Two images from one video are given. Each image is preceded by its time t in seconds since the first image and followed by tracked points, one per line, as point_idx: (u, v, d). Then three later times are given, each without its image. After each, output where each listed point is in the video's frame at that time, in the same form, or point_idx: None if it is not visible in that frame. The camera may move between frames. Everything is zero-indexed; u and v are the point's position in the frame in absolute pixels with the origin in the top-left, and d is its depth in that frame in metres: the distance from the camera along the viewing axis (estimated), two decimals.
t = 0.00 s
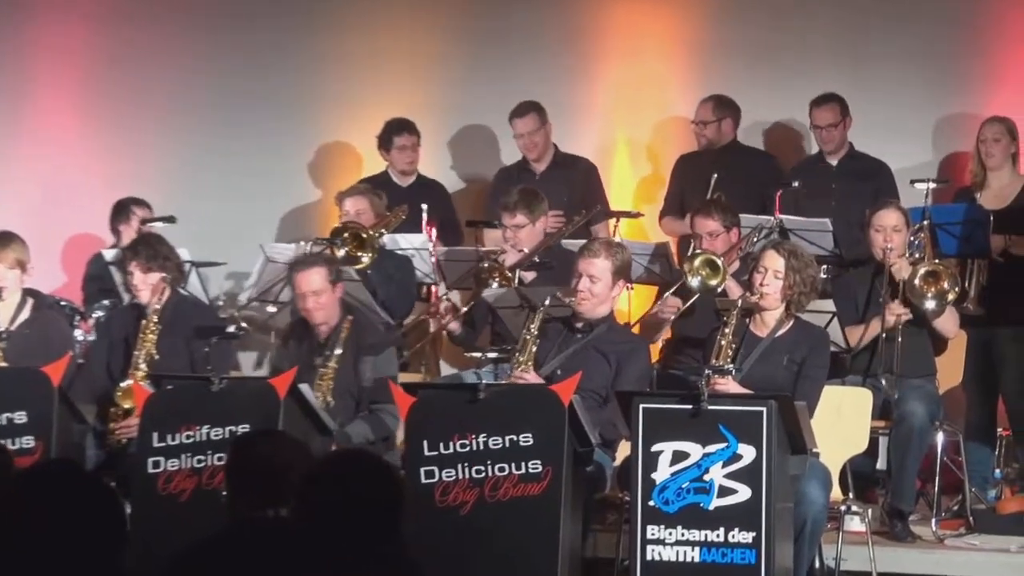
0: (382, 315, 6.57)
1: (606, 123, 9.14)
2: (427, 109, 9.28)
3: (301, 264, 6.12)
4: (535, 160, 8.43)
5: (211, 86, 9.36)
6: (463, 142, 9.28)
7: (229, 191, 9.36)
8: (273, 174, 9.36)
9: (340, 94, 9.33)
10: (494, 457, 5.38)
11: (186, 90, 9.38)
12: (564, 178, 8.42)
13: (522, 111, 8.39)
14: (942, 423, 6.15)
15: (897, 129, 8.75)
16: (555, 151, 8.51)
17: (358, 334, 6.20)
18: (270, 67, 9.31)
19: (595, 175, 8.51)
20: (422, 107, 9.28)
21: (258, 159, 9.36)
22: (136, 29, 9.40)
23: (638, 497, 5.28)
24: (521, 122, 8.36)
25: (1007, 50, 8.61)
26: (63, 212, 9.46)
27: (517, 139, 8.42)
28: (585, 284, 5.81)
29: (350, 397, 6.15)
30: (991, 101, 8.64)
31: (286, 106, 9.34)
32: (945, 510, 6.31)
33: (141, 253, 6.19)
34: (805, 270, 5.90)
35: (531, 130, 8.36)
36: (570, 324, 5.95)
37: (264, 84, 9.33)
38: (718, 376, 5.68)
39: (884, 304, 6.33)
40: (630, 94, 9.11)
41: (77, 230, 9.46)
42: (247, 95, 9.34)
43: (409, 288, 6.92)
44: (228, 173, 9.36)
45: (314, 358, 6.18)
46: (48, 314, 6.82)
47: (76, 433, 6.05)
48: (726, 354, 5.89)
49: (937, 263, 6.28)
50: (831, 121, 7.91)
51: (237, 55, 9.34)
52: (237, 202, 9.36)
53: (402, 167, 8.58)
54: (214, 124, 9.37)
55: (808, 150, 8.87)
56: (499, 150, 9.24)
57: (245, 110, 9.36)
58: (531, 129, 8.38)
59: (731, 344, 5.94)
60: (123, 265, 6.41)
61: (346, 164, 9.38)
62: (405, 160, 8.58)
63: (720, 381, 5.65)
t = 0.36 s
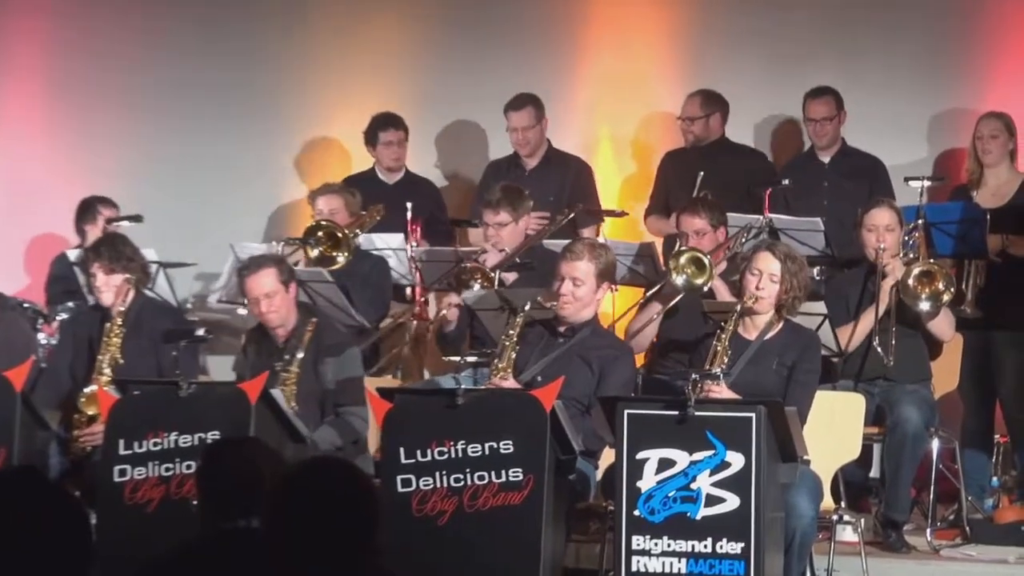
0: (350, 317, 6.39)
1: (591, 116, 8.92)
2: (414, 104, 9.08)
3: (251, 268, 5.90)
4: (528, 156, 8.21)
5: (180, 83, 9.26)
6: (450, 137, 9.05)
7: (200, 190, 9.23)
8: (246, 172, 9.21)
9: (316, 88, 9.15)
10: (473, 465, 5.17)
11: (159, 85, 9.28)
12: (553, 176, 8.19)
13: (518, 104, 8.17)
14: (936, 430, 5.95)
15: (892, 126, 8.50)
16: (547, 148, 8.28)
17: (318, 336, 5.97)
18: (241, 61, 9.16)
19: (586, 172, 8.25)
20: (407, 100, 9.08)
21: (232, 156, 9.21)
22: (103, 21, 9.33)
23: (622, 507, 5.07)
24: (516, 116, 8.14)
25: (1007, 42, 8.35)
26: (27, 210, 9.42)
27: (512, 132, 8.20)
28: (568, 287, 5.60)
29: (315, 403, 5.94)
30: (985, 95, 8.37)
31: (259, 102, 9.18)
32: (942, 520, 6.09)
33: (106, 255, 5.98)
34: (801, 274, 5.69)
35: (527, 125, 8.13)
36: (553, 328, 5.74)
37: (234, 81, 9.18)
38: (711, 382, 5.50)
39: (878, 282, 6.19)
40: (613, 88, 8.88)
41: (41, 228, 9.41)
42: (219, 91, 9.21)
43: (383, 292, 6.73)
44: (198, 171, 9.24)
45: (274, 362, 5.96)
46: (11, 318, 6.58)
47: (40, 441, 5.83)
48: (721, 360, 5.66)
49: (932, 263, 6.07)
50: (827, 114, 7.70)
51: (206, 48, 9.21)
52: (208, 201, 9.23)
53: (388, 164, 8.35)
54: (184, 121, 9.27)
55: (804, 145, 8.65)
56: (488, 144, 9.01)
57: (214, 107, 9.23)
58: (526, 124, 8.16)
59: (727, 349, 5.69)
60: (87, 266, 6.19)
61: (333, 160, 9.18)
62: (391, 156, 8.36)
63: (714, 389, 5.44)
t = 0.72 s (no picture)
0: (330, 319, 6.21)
1: (578, 109, 8.71)
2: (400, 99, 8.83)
3: (229, 267, 5.70)
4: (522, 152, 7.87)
5: (147, 77, 8.99)
6: (440, 132, 8.83)
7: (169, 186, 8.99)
8: (219, 167, 8.97)
9: (291, 81, 8.92)
10: (454, 472, 4.93)
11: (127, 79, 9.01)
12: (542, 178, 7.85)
13: (518, 98, 7.80)
14: (933, 436, 5.74)
15: (889, 121, 8.33)
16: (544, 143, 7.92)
17: (294, 339, 5.76)
18: (213, 53, 8.91)
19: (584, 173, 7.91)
20: (397, 94, 8.84)
21: (204, 152, 8.98)
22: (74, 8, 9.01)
23: (608, 515, 4.86)
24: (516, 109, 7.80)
25: (1006, 32, 8.19)
26: None
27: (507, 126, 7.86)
28: (547, 288, 5.38)
29: (291, 408, 5.76)
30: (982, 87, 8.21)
31: (231, 97, 8.95)
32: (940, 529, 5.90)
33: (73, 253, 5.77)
34: (794, 275, 5.52)
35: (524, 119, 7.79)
36: (534, 330, 5.53)
37: (209, 73, 8.94)
38: (699, 386, 5.32)
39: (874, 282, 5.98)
40: (597, 81, 8.68)
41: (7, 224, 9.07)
42: (188, 86, 8.97)
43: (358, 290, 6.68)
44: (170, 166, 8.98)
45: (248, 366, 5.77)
46: None
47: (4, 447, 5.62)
48: (711, 362, 5.45)
49: (929, 263, 5.86)
50: (820, 108, 7.48)
51: (177, 40, 8.94)
52: (179, 196, 8.98)
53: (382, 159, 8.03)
54: (151, 115, 9.01)
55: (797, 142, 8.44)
56: (481, 137, 8.81)
57: (185, 101, 8.98)
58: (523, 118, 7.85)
59: (716, 353, 5.47)
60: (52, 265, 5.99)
61: (330, 152, 8.96)
62: (386, 153, 8.04)
63: (703, 394, 5.24)
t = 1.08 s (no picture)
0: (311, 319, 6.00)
1: (566, 100, 8.50)
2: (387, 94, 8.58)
3: (223, 265, 5.44)
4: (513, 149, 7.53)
5: (119, 69, 8.66)
6: (429, 124, 8.59)
7: (141, 182, 8.68)
8: (194, 164, 8.67)
9: (272, 75, 8.64)
10: (435, 478, 4.69)
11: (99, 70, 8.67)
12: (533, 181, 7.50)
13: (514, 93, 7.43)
14: (931, 440, 5.53)
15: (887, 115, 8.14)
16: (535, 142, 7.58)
17: (284, 342, 5.53)
18: (188, 42, 8.62)
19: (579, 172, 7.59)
20: (385, 88, 8.59)
21: (178, 149, 8.67)
22: None
23: (594, 523, 4.66)
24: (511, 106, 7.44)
25: (1006, 24, 8.04)
26: None
27: (499, 122, 7.50)
28: (529, 287, 5.19)
29: (275, 413, 5.52)
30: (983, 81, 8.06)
31: (208, 91, 8.64)
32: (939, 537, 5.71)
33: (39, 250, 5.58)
34: (788, 274, 5.33)
35: (520, 118, 7.45)
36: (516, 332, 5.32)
37: (183, 63, 8.63)
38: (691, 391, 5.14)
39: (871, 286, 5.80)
40: (585, 72, 8.46)
41: None
42: (162, 79, 8.64)
43: (336, 290, 6.53)
44: (141, 160, 8.68)
45: (235, 368, 5.55)
46: None
47: None
48: (702, 366, 5.28)
49: (927, 262, 5.66)
50: (820, 99, 7.30)
51: (153, 29, 8.64)
52: (150, 191, 8.68)
53: (373, 159, 7.72)
54: (123, 109, 8.68)
55: (794, 135, 8.24)
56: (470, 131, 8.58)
57: (158, 94, 8.66)
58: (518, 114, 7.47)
59: (708, 357, 5.31)
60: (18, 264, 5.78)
61: (318, 148, 8.71)
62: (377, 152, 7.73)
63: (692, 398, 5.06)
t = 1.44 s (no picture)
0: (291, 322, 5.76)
1: (553, 95, 8.28)
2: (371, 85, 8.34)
3: (210, 263, 5.23)
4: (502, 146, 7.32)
5: (94, 61, 8.39)
6: (417, 120, 8.37)
7: (111, 179, 8.41)
8: (167, 159, 8.41)
9: (252, 68, 8.38)
10: (418, 484, 4.47)
11: (68, 63, 8.40)
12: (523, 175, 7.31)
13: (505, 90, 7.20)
14: (934, 445, 5.34)
15: (890, 110, 8.00)
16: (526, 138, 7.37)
17: (265, 346, 5.31)
18: (164, 30, 8.34)
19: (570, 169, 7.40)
20: (371, 82, 8.34)
21: (151, 144, 8.40)
22: None
23: (584, 532, 4.46)
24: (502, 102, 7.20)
25: (1006, 14, 7.93)
26: None
27: (488, 117, 7.28)
28: (512, 285, 4.99)
29: (255, 417, 5.31)
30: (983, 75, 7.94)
31: (183, 85, 8.38)
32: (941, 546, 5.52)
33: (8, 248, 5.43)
34: (784, 273, 5.11)
35: (510, 115, 7.23)
36: (500, 331, 5.13)
37: (160, 52, 8.36)
38: (683, 393, 4.95)
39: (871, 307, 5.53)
40: (572, 65, 8.25)
41: None
42: (135, 72, 8.38)
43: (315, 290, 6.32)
44: (115, 154, 8.41)
45: (217, 369, 5.36)
46: None
47: None
48: (695, 368, 5.11)
49: (929, 262, 5.47)
50: (829, 89, 7.09)
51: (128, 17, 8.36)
52: (122, 187, 8.41)
53: (356, 159, 7.51)
54: (93, 104, 8.41)
55: (799, 127, 8.09)
56: (455, 127, 8.36)
57: (130, 89, 8.39)
58: (507, 112, 7.24)
59: (700, 358, 5.13)
60: None
61: (301, 146, 8.45)
62: (360, 151, 7.52)
63: (686, 401, 4.87)
